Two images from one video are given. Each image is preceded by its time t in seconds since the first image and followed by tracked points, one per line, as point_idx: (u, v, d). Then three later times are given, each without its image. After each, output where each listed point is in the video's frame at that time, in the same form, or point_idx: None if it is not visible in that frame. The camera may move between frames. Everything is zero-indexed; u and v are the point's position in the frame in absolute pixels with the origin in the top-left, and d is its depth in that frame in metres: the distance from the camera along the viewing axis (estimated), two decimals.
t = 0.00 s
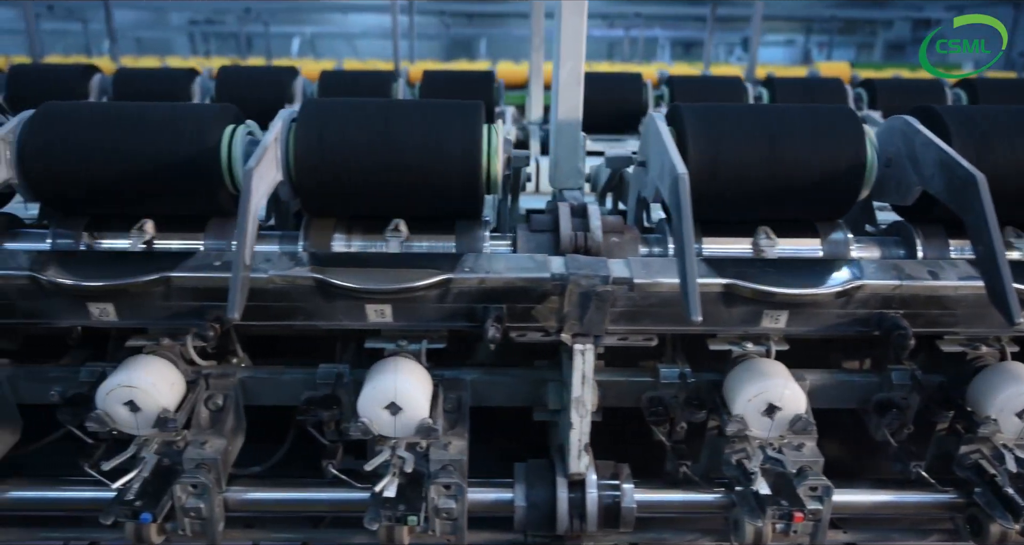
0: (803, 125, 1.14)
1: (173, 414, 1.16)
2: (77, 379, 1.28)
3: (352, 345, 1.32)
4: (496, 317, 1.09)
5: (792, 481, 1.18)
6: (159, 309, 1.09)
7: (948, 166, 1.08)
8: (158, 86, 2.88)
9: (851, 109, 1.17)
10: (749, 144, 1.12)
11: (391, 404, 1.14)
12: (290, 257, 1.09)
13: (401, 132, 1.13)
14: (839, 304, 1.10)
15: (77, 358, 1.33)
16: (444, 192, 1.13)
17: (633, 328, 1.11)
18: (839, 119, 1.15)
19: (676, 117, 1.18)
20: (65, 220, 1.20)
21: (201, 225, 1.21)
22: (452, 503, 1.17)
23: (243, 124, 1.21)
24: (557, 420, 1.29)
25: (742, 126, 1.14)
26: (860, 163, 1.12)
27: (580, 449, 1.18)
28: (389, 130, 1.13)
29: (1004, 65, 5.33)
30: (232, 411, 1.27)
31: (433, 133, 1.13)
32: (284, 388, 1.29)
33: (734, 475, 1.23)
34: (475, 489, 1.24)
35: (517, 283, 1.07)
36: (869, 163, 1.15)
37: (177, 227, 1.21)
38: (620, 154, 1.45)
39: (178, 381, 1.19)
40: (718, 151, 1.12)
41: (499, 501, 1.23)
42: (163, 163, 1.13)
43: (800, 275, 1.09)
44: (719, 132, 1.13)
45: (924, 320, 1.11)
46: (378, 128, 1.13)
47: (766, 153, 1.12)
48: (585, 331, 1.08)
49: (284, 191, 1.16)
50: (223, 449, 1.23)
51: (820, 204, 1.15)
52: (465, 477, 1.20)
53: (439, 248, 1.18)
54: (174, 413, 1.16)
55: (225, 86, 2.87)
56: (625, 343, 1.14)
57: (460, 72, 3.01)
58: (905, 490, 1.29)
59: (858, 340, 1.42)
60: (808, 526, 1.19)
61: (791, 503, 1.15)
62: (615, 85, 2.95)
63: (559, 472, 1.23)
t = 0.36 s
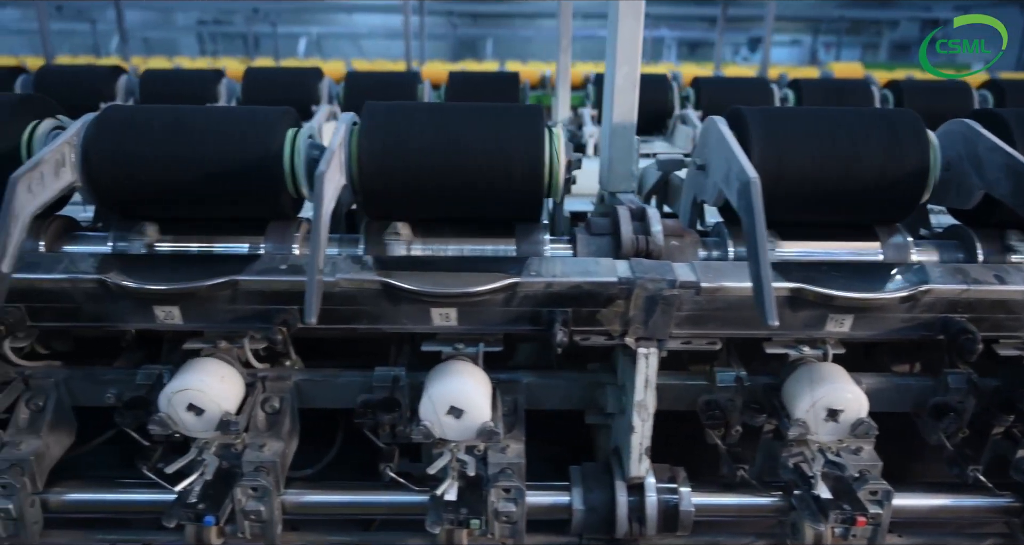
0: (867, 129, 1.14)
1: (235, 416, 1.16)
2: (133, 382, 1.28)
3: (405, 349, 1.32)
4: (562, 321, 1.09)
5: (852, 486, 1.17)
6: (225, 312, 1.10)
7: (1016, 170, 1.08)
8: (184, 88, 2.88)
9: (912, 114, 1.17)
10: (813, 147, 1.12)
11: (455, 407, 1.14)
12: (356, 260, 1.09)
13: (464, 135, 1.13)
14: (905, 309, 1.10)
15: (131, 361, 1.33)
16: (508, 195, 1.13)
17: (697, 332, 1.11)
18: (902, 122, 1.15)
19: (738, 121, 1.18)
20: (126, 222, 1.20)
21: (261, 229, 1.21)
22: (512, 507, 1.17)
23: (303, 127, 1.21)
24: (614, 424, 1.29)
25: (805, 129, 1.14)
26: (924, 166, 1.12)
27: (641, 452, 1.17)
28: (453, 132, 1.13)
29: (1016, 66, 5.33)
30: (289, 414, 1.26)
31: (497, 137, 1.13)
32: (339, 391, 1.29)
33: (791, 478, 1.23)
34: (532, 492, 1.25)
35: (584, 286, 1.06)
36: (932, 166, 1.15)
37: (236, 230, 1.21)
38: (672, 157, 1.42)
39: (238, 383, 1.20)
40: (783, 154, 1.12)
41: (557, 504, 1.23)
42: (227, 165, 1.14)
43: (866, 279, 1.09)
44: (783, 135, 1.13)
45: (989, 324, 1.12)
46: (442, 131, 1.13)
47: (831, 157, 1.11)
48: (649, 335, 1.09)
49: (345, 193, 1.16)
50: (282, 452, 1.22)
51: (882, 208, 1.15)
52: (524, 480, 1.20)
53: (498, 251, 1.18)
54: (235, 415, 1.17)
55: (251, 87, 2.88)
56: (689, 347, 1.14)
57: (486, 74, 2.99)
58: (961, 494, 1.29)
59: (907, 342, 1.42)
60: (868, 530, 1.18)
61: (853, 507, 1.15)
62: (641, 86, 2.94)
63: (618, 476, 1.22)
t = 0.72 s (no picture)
0: (936, 130, 1.14)
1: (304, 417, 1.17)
2: (196, 383, 1.28)
3: (465, 350, 1.33)
4: (636, 323, 1.10)
5: (919, 487, 1.16)
6: (298, 314, 1.10)
7: None
8: (212, 89, 2.89)
9: (979, 115, 1.18)
10: (884, 148, 1.12)
11: (525, 409, 1.15)
12: (430, 262, 1.10)
13: (536, 137, 1.13)
14: (977, 311, 1.10)
15: (191, 362, 1.34)
16: (579, 197, 1.14)
17: (768, 334, 1.11)
18: (970, 124, 1.15)
19: (806, 122, 1.18)
20: (193, 224, 1.21)
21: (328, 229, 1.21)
22: (580, 508, 1.17)
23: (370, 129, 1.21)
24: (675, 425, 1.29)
25: (875, 131, 1.14)
26: (994, 168, 1.13)
27: (709, 454, 1.18)
28: (525, 134, 1.13)
29: None
30: (352, 415, 1.27)
31: (568, 138, 1.13)
32: (401, 392, 1.29)
33: (855, 480, 1.23)
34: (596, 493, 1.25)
35: (658, 289, 1.07)
36: (1001, 168, 1.15)
37: (302, 232, 1.22)
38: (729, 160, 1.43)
39: (306, 384, 1.20)
40: (854, 156, 1.12)
41: (621, 505, 1.23)
42: (298, 167, 1.14)
43: (939, 281, 1.09)
44: (853, 137, 1.13)
45: None
46: (514, 133, 1.14)
47: (902, 158, 1.12)
48: (720, 336, 1.10)
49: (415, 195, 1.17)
50: (346, 453, 1.23)
51: (951, 210, 1.15)
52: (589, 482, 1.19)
53: (564, 252, 1.18)
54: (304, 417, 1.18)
55: (281, 88, 2.89)
56: (759, 348, 1.14)
57: (512, 75, 2.98)
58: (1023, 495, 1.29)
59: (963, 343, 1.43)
60: (934, 533, 1.18)
61: (923, 508, 1.14)
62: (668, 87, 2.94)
63: (683, 477, 1.23)
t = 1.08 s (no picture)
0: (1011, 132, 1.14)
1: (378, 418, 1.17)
2: (263, 384, 1.29)
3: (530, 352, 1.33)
4: (714, 325, 1.10)
5: (989, 489, 1.18)
6: (377, 316, 1.11)
7: None
8: (244, 91, 2.90)
9: None
10: (959, 151, 1.13)
11: (601, 411, 1.15)
12: (509, 265, 1.10)
13: (613, 141, 1.14)
14: None
15: (257, 363, 1.35)
16: (655, 200, 1.14)
17: (844, 337, 1.12)
18: None
19: (880, 127, 1.19)
20: (265, 226, 1.21)
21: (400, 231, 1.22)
22: (651, 510, 1.18)
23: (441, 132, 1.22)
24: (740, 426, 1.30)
25: (949, 134, 1.15)
26: None
27: (782, 455, 1.19)
28: (602, 138, 1.14)
29: None
30: (419, 417, 1.27)
31: (646, 143, 1.14)
32: (468, 393, 1.30)
33: (921, 482, 1.24)
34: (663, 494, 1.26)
35: (737, 292, 1.07)
36: None
37: (373, 234, 1.22)
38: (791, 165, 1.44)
39: (377, 385, 1.21)
40: (930, 158, 1.12)
41: (688, 506, 1.24)
42: (375, 171, 1.14)
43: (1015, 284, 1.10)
44: (928, 139, 1.14)
45: None
46: (590, 136, 1.14)
47: (978, 160, 1.12)
48: (797, 339, 1.11)
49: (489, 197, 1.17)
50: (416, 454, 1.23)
51: None
52: (659, 483, 1.20)
53: (632, 255, 1.17)
54: (378, 418, 1.18)
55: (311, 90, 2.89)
56: (834, 351, 1.15)
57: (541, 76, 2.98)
58: None
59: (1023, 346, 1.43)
60: (1001, 535, 1.20)
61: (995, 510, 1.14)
62: (697, 89, 2.94)
63: (752, 479, 1.23)
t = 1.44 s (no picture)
0: None
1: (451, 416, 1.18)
2: (333, 382, 1.31)
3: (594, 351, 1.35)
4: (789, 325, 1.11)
5: None
6: (455, 315, 1.13)
7: None
8: (277, 92, 2.92)
9: None
10: None
11: (672, 410, 1.16)
12: (587, 266, 1.12)
13: (688, 143, 1.15)
14: None
15: (323, 362, 1.37)
16: (729, 201, 1.15)
17: (915, 336, 1.13)
18: None
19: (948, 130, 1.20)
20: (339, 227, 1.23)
21: (472, 231, 1.23)
22: (721, 507, 1.19)
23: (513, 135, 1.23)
24: (801, 425, 1.32)
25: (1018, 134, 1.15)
26: None
27: (850, 454, 1.19)
28: (676, 140, 1.15)
29: None
30: (486, 413, 1.28)
31: (720, 144, 1.15)
32: (537, 392, 1.32)
33: (984, 480, 1.25)
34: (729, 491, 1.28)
35: (813, 291, 1.09)
36: None
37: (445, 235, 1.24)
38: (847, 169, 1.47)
39: (449, 383, 1.22)
40: (999, 159, 1.14)
41: (755, 503, 1.26)
42: (453, 173, 1.15)
43: None
44: (997, 140, 1.15)
45: None
46: (664, 138, 1.16)
47: None
48: (868, 337, 1.13)
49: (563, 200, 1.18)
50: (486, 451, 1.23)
51: None
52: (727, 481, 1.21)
53: (706, 255, 1.20)
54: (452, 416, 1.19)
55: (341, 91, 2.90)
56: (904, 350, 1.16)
57: (569, 77, 3.00)
58: None
59: None
60: None
61: None
62: (724, 91, 2.95)
63: (819, 476, 1.25)
